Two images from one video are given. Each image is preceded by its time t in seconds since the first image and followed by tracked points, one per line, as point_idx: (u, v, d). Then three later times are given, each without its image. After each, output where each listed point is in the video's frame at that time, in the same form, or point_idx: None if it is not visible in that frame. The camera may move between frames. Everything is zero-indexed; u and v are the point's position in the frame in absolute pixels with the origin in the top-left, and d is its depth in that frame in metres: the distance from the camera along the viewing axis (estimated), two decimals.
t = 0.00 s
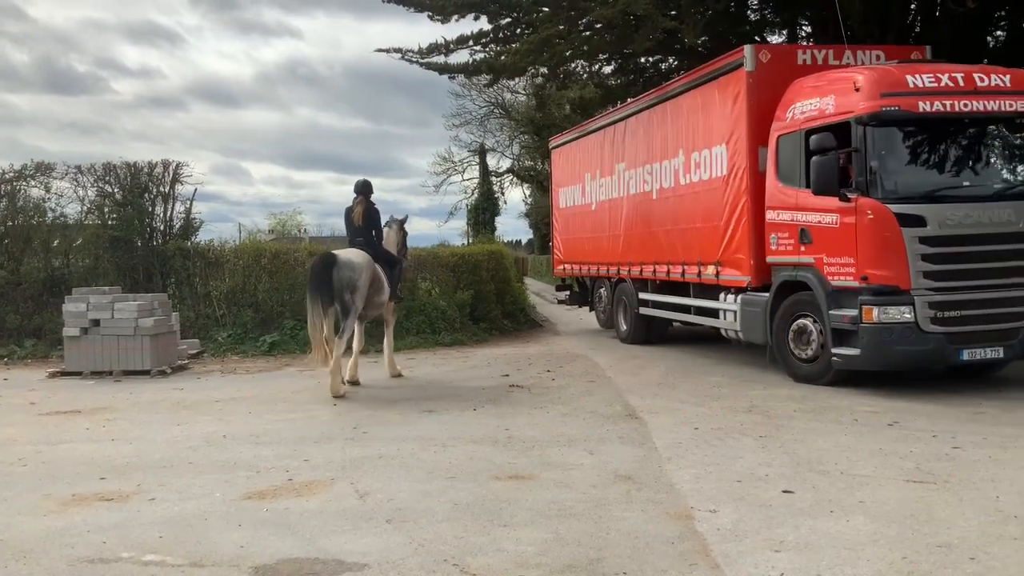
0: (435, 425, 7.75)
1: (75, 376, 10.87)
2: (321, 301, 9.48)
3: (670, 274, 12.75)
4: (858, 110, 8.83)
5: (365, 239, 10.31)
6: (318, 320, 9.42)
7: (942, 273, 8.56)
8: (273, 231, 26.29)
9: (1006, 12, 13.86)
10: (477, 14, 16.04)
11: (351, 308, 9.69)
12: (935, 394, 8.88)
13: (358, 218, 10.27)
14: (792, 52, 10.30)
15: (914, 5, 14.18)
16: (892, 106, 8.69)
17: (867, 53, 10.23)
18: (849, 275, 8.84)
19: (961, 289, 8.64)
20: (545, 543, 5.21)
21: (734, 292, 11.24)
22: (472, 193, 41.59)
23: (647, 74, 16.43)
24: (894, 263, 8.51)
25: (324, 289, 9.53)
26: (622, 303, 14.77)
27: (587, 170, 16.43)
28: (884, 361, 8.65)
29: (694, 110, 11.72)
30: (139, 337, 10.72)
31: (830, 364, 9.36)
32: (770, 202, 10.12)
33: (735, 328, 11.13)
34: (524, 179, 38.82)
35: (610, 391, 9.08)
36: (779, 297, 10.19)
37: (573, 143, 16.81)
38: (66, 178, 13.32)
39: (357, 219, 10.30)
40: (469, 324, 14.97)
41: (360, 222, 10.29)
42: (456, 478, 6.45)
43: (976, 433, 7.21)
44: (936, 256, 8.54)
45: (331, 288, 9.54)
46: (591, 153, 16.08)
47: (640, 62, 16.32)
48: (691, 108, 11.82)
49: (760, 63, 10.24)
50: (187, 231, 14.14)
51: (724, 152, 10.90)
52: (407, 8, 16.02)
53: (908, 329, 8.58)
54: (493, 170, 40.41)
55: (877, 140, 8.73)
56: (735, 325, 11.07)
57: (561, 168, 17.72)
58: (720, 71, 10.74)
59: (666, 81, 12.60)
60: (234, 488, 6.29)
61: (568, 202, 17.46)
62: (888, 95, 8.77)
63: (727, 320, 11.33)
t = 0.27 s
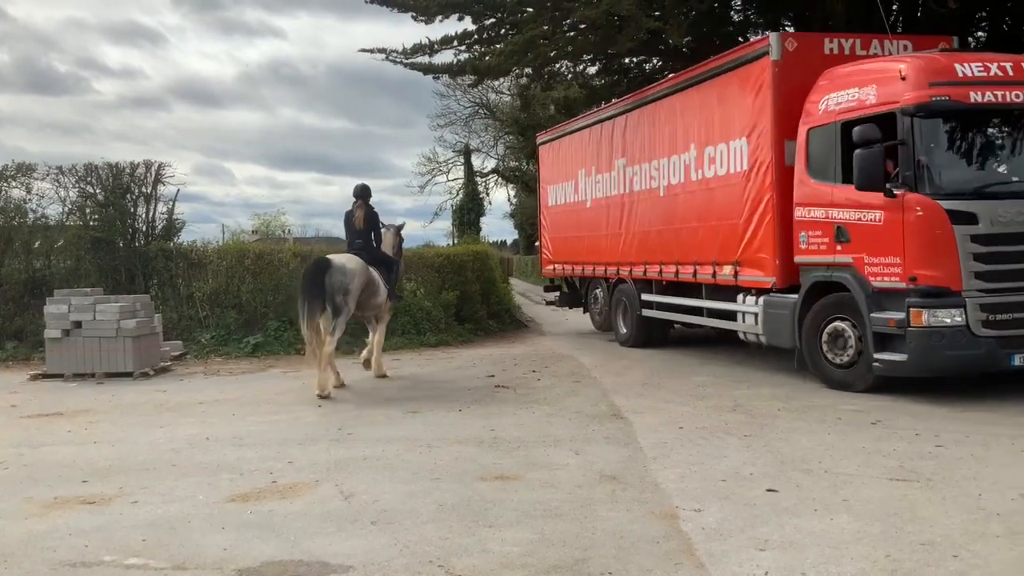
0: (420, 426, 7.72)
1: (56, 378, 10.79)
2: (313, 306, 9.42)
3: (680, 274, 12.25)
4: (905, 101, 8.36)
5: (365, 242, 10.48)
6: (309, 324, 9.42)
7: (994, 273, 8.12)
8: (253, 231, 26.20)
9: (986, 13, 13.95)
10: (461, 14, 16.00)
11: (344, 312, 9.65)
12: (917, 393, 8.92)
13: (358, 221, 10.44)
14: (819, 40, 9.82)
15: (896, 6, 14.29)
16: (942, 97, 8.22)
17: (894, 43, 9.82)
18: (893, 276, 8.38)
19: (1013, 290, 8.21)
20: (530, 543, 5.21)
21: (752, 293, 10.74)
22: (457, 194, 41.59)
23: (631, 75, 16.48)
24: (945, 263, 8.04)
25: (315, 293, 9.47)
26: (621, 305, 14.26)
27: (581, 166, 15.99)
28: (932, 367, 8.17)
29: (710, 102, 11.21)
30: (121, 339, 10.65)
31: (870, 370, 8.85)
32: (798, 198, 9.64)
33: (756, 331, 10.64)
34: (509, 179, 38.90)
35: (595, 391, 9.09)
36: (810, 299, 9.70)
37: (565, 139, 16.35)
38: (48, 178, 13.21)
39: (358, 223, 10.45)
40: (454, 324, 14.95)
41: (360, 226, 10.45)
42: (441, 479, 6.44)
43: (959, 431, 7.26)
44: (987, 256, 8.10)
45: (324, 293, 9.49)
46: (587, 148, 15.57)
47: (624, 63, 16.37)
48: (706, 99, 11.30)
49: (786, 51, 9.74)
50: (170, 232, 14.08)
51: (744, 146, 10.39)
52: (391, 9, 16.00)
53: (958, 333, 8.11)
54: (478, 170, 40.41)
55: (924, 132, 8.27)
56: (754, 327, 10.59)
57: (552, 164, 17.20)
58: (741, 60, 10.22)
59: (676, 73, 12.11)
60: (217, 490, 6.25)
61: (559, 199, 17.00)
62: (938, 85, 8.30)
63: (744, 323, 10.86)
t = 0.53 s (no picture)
0: (406, 424, 7.70)
1: (39, 378, 10.70)
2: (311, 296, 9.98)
3: (694, 271, 11.83)
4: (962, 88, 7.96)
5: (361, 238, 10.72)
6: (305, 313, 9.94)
7: None
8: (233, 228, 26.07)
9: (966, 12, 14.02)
10: (445, 12, 16.00)
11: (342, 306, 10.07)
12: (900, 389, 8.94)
13: (355, 217, 10.67)
14: (852, 26, 9.50)
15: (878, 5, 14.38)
16: (1002, 84, 7.84)
17: (928, 29, 9.52)
18: (949, 274, 8.00)
19: None
20: (516, 541, 5.21)
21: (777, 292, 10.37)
22: (443, 192, 41.57)
23: (616, 73, 16.47)
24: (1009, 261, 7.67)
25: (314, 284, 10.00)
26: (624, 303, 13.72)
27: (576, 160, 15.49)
28: (993, 371, 7.80)
29: (733, 92, 10.84)
30: (104, 338, 10.58)
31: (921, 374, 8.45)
32: (834, 191, 9.33)
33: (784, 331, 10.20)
34: (495, 177, 38.92)
35: (581, 389, 9.10)
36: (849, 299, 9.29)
37: (558, 131, 15.82)
38: (29, 176, 13.09)
39: (354, 218, 10.68)
40: (440, 323, 14.94)
41: (358, 221, 10.67)
42: (427, 477, 6.43)
43: (942, 428, 7.31)
44: None
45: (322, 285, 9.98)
46: (582, 140, 15.13)
47: (609, 61, 16.36)
48: (728, 89, 10.94)
49: (818, 36, 9.40)
50: (153, 230, 13.99)
51: (774, 137, 10.03)
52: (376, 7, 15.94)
53: (1020, 335, 7.76)
54: (463, 169, 40.37)
55: (982, 122, 7.90)
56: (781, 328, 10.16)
57: (541, 158, 16.71)
58: (773, 45, 9.85)
59: (693, 61, 11.68)
60: (202, 490, 6.22)
61: (550, 195, 16.47)
62: (997, 71, 7.92)
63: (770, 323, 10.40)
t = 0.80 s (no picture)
0: (395, 422, 7.68)
1: (24, 377, 10.64)
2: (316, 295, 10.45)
3: (718, 267, 11.29)
4: None
5: (361, 237, 11.23)
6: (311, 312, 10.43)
7: None
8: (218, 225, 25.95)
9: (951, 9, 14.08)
10: (433, 8, 15.90)
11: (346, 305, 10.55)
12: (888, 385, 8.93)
13: (354, 217, 11.16)
14: (897, 8, 9.04)
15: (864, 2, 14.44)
16: None
17: (972, 13, 9.25)
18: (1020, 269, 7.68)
19: None
20: (506, 538, 5.20)
21: (814, 290, 9.89)
22: (431, 189, 41.50)
23: (604, 69, 16.38)
24: None
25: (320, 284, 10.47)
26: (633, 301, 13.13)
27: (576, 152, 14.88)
28: None
29: (765, 78, 10.31)
30: (90, 336, 10.52)
31: (985, 375, 8.05)
32: (881, 183, 8.88)
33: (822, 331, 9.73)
34: (483, 174, 38.90)
35: (570, 385, 9.10)
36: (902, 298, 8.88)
37: (555, 123, 15.17)
38: (14, 174, 12.98)
39: (354, 220, 11.16)
40: (428, 320, 14.92)
41: (357, 223, 11.15)
42: (417, 474, 6.42)
43: (929, 422, 7.35)
44: None
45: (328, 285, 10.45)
46: (582, 130, 14.49)
47: (597, 57, 16.26)
48: (759, 75, 10.40)
49: (864, 18, 8.89)
50: (139, 227, 13.93)
51: (813, 125, 9.52)
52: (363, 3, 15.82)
53: None
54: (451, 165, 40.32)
55: None
56: (819, 327, 9.69)
57: (533, 149, 16.04)
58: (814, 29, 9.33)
59: (716, 46, 11.12)
60: (190, 488, 6.19)
61: (546, 189, 15.83)
62: None
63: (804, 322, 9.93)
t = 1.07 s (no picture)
0: (385, 420, 7.67)
1: (13, 375, 10.58)
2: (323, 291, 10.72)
3: (749, 264, 10.77)
4: None
5: (364, 234, 11.56)
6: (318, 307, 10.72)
7: None
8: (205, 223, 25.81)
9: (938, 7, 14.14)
10: (423, 5, 15.90)
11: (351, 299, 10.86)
12: (878, 382, 8.96)
13: (357, 216, 11.48)
14: None
15: None
16: None
17: None
18: None
19: None
20: (497, 535, 5.20)
21: (862, 289, 9.38)
22: (422, 187, 41.44)
23: (595, 67, 16.36)
24: None
25: (325, 279, 10.76)
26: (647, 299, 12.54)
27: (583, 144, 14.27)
28: None
29: (806, 64, 9.82)
30: (79, 334, 10.47)
31: None
32: (943, 174, 8.44)
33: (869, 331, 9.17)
34: (474, 172, 38.86)
35: (560, 383, 9.11)
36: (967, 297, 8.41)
37: (559, 113, 14.55)
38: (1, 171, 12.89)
39: (356, 219, 11.52)
40: (419, 318, 14.91)
41: (360, 221, 11.51)
42: (407, 472, 6.42)
43: (918, 419, 7.38)
44: None
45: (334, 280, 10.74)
46: (590, 121, 13.91)
47: (587, 55, 16.28)
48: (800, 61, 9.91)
49: None
50: (128, 225, 13.87)
51: (865, 113, 9.04)
52: None
53: None
54: (442, 162, 40.26)
55: None
56: (866, 327, 9.16)
57: (533, 142, 15.40)
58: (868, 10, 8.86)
59: (751, 30, 10.62)
60: (180, 487, 6.17)
61: (547, 182, 15.18)
62: None
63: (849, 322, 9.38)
